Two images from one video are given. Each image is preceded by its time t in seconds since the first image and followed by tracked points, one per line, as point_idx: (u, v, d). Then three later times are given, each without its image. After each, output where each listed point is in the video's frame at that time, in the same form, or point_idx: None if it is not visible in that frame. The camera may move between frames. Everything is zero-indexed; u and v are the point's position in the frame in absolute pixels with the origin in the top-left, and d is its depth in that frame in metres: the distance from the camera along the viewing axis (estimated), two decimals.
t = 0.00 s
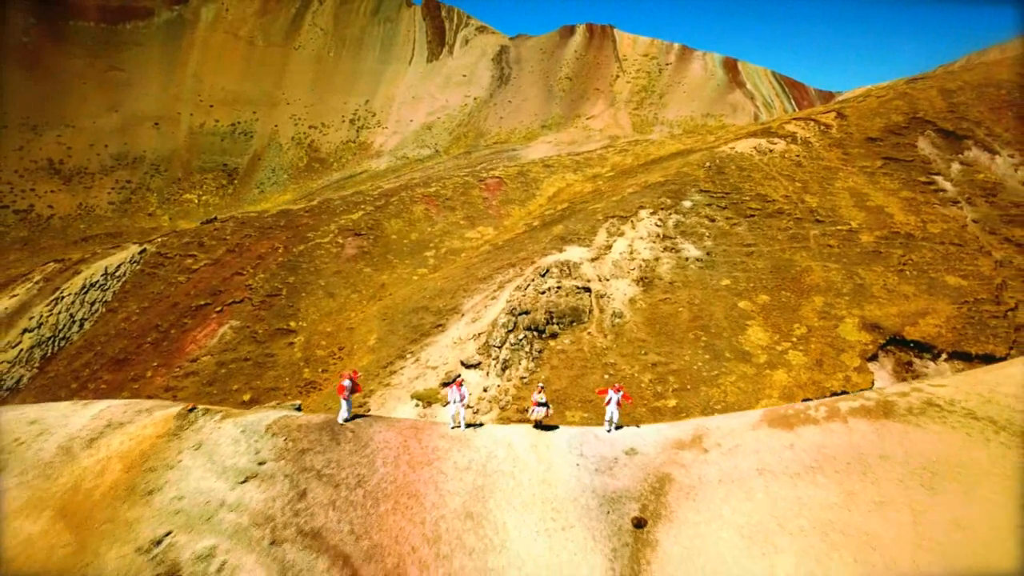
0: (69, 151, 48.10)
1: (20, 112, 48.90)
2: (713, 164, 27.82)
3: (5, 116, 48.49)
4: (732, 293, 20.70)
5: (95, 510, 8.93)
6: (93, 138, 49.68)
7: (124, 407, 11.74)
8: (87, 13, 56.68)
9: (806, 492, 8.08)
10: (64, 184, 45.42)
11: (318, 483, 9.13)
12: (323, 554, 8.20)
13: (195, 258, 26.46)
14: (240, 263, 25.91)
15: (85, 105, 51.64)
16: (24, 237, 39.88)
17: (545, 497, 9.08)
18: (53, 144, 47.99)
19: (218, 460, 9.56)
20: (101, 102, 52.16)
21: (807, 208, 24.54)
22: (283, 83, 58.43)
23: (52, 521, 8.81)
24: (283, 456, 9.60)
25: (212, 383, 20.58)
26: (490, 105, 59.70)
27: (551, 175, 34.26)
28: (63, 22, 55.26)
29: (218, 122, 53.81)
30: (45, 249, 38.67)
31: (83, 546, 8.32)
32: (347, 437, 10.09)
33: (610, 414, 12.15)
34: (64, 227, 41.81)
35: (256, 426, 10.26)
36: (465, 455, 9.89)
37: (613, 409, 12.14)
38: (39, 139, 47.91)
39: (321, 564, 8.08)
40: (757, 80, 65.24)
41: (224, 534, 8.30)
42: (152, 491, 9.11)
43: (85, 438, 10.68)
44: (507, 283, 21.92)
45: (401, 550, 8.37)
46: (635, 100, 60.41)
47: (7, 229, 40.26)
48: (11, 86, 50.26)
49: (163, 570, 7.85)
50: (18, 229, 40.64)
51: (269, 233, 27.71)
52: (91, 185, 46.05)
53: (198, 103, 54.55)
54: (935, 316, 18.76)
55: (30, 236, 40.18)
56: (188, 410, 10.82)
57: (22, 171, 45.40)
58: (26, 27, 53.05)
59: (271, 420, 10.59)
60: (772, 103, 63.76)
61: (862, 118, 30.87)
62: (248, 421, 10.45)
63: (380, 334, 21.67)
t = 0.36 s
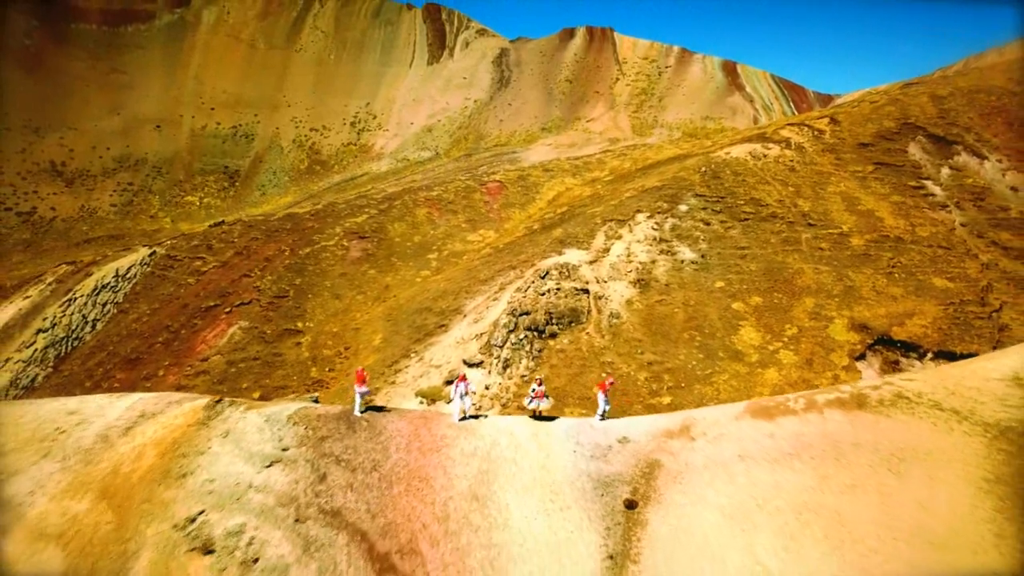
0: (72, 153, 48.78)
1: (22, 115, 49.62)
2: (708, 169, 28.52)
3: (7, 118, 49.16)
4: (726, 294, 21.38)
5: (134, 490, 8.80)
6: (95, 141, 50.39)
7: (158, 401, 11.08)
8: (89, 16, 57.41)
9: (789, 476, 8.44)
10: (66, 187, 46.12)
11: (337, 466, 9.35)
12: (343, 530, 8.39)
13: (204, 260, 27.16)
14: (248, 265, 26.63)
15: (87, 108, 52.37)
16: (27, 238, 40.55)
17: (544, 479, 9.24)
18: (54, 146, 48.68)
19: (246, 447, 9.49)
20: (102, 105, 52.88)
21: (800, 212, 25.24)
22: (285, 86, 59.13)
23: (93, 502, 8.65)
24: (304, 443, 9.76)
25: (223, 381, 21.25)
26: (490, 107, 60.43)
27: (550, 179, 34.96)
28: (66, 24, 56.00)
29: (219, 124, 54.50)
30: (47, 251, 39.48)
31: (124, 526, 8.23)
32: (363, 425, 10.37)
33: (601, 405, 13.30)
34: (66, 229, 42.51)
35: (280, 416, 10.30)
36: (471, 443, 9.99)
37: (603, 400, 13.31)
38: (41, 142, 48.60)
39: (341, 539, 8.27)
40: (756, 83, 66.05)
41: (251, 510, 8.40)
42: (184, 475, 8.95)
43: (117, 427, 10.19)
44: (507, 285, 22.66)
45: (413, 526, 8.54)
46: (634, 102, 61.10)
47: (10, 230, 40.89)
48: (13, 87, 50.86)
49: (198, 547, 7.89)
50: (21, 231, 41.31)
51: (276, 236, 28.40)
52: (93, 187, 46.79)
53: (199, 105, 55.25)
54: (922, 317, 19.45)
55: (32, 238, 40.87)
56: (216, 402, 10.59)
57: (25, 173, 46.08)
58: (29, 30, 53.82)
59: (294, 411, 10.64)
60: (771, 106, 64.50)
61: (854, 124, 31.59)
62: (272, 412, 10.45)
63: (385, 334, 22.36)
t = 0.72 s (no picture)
0: (74, 157, 49.64)
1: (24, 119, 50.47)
2: (704, 176, 29.23)
3: (10, 123, 50.02)
4: (720, 298, 22.09)
5: (168, 477, 9.34)
6: (96, 145, 51.17)
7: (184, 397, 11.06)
8: (91, 20, 58.14)
9: (770, 468, 9.05)
10: (68, 191, 46.90)
11: (354, 456, 9.65)
12: (360, 514, 8.91)
13: (213, 264, 27.87)
14: (256, 269, 27.34)
15: (89, 112, 53.16)
16: (29, 243, 41.32)
17: (545, 469, 9.76)
18: (56, 150, 49.47)
19: (267, 436, 9.84)
20: (104, 109, 53.66)
21: (792, 218, 25.96)
22: (286, 90, 59.83)
23: (130, 489, 9.27)
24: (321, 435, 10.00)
25: (233, 382, 21.98)
26: (491, 111, 61.25)
27: (550, 185, 35.67)
28: (68, 29, 56.79)
29: (220, 128, 55.18)
30: (49, 255, 40.49)
31: (160, 510, 8.92)
32: (376, 419, 10.47)
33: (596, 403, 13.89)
34: (68, 233, 43.31)
35: (300, 408, 10.47)
36: (476, 435, 10.33)
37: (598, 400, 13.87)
38: (43, 146, 49.37)
39: (359, 522, 8.83)
40: (755, 87, 66.90)
41: (275, 494, 8.96)
42: (213, 463, 9.50)
43: (148, 421, 10.33)
44: (509, 289, 23.39)
45: (424, 511, 9.09)
46: (634, 107, 61.77)
47: (13, 234, 41.75)
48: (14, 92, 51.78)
49: (227, 528, 8.56)
50: (24, 235, 42.07)
51: (282, 241, 29.10)
52: (95, 192, 47.63)
53: (201, 109, 55.93)
54: (909, 320, 20.18)
55: (35, 242, 41.66)
56: (241, 397, 10.66)
57: (27, 177, 46.84)
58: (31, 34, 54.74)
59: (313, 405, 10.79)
60: (770, 110, 65.34)
61: (848, 131, 32.34)
62: (292, 405, 10.63)
63: (390, 336, 23.06)
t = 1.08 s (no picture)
0: (77, 162, 50.43)
1: (28, 124, 51.42)
2: (700, 185, 30.05)
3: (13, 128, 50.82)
4: (714, 303, 22.86)
5: (200, 470, 9.80)
6: (99, 149, 51.89)
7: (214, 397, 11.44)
8: (93, 25, 59.86)
9: (752, 463, 9.81)
10: (71, 196, 47.60)
11: (371, 451, 10.19)
12: (378, 503, 9.45)
13: (222, 271, 28.69)
14: (264, 275, 28.13)
15: (91, 116, 53.93)
16: (33, 247, 41.97)
17: (545, 463, 10.46)
18: (60, 155, 50.29)
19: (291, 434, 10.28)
20: (106, 113, 54.49)
21: (785, 226, 26.76)
22: (287, 95, 60.73)
23: (166, 481, 9.63)
24: (340, 432, 10.46)
25: (244, 385, 22.74)
26: (492, 117, 62.16)
27: (550, 194, 36.46)
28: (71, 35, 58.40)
29: (222, 133, 56.02)
30: (51, 259, 40.98)
31: (194, 500, 9.36)
32: (391, 417, 10.94)
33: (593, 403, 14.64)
34: (71, 237, 43.98)
35: (320, 407, 10.89)
36: (482, 431, 10.99)
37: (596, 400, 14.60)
38: (47, 151, 50.19)
39: (377, 511, 9.38)
40: (754, 93, 67.88)
41: (299, 486, 9.45)
42: (241, 458, 9.92)
43: (180, 419, 10.69)
44: (510, 295, 24.21)
45: (435, 501, 9.74)
46: (634, 112, 62.53)
47: (16, 238, 42.44)
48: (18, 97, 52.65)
49: (256, 516, 9.08)
50: (27, 239, 42.73)
51: (290, 248, 29.90)
52: (98, 196, 48.34)
53: (203, 114, 56.81)
54: (897, 325, 20.99)
55: (38, 246, 42.32)
56: (264, 398, 11.08)
57: (31, 182, 47.56)
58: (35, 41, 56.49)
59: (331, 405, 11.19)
60: (769, 115, 66.25)
61: (840, 141, 33.21)
62: (312, 405, 11.00)
63: (396, 340, 23.83)
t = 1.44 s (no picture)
0: (80, 167, 51.32)
1: (31, 128, 52.38)
2: (696, 194, 30.86)
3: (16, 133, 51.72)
4: (709, 309, 23.65)
5: (229, 465, 10.21)
6: (101, 154, 52.81)
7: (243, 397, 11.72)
8: (96, 32, 61.29)
9: (738, 458, 10.58)
10: (73, 200, 48.44)
11: (387, 447, 10.83)
12: (393, 495, 10.15)
13: (231, 276, 29.50)
14: (273, 281, 28.94)
15: (92, 120, 54.99)
16: (36, 251, 42.71)
17: (547, 460, 11.21)
18: (62, 160, 51.19)
19: (313, 432, 10.80)
20: (108, 118, 55.47)
21: (779, 234, 27.57)
22: (290, 100, 61.71)
23: (198, 475, 10.03)
24: (359, 430, 11.07)
25: (255, 388, 23.53)
26: (492, 122, 63.05)
27: (551, 201, 37.25)
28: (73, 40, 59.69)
29: (223, 138, 56.91)
30: (54, 264, 41.66)
31: (224, 492, 9.83)
32: (404, 415, 11.61)
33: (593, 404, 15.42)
34: (74, 242, 44.74)
35: (338, 407, 11.46)
36: (489, 430, 11.71)
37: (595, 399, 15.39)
38: (50, 156, 51.08)
39: (392, 502, 10.07)
40: (753, 98, 68.86)
41: (320, 479, 10.04)
42: (267, 454, 10.35)
43: (209, 418, 10.97)
44: (512, 301, 25.03)
45: (446, 493, 10.48)
46: (634, 117, 63.37)
47: (20, 242, 43.21)
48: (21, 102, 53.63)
49: (282, 506, 9.60)
50: (30, 243, 43.48)
51: (298, 254, 30.69)
52: (100, 201, 49.18)
53: (205, 119, 57.77)
54: (885, 331, 21.81)
55: (42, 250, 43.05)
56: (286, 398, 11.54)
57: (34, 187, 48.40)
58: (38, 46, 57.58)
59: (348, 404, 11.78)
60: (768, 121, 67.14)
61: (834, 150, 34.06)
62: (331, 404, 11.56)
63: (401, 345, 24.62)
